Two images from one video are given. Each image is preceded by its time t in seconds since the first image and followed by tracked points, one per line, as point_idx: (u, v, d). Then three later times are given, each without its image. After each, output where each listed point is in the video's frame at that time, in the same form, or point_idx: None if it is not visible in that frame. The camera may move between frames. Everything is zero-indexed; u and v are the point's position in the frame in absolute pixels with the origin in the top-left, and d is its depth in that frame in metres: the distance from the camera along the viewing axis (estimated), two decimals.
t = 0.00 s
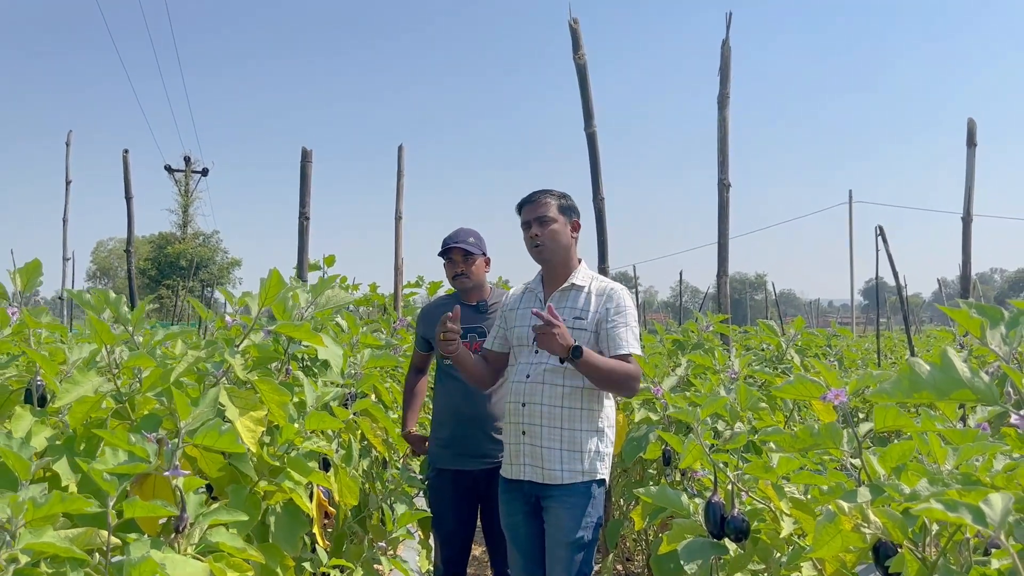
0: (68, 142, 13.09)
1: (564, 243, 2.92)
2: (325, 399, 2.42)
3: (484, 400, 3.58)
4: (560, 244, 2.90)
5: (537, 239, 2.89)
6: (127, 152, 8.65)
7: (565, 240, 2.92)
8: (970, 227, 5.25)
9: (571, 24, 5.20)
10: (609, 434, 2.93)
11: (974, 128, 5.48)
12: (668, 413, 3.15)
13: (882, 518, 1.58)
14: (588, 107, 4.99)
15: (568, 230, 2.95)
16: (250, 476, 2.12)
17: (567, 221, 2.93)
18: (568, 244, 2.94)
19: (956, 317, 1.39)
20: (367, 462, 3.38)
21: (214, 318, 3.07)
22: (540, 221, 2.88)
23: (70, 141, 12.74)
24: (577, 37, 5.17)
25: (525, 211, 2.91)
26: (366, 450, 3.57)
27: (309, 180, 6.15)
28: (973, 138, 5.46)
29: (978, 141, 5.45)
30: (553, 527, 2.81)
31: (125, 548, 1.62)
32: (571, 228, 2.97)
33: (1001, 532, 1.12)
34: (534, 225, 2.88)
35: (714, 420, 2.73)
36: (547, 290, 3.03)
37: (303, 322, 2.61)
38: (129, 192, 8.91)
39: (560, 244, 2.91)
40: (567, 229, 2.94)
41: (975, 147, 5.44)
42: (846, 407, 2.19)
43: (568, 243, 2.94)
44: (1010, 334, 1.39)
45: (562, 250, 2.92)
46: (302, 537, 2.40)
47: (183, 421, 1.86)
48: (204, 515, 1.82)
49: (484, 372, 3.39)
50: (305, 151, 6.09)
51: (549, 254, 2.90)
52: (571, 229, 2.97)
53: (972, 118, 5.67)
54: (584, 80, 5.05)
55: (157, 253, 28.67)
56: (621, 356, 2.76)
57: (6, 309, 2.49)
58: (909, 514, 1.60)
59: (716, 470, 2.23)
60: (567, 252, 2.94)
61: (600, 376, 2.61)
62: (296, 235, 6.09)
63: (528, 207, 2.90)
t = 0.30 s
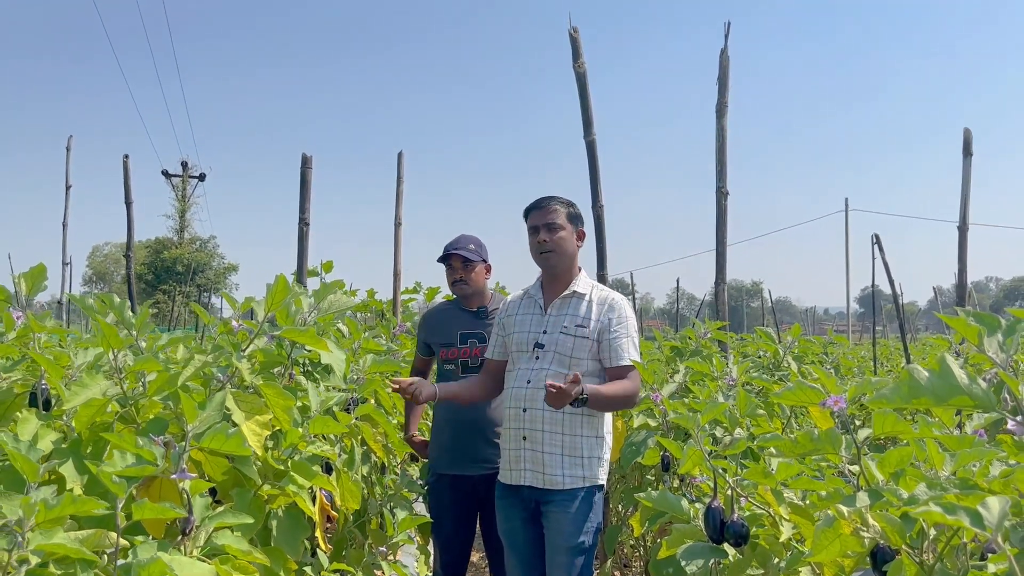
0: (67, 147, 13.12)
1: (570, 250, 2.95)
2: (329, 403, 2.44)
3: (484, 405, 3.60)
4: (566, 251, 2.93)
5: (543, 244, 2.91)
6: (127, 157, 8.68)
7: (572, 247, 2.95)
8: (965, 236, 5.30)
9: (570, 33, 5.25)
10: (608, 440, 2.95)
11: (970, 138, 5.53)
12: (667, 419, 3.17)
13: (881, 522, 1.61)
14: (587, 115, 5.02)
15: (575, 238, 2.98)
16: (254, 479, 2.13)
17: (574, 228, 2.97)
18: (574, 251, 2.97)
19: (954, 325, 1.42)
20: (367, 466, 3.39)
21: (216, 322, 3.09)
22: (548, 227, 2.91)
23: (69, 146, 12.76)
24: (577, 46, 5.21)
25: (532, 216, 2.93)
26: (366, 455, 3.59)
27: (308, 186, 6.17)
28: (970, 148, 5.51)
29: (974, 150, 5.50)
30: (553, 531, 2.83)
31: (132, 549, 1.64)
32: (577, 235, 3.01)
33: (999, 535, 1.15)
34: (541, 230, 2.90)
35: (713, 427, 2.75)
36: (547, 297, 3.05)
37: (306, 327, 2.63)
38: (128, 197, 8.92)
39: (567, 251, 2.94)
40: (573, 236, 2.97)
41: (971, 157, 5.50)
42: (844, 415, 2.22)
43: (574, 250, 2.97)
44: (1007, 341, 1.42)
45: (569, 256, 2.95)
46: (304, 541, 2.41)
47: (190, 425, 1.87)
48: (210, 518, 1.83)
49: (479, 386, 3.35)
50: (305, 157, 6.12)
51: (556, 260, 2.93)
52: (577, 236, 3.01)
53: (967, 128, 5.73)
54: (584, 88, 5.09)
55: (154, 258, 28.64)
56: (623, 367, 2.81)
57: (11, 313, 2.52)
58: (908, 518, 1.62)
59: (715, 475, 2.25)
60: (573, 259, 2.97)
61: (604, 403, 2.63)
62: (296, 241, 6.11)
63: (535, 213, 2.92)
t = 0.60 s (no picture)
0: (68, 153, 13.18)
1: (576, 259, 2.99)
2: (331, 410, 2.47)
3: (484, 412, 3.62)
4: (572, 260, 2.96)
5: (550, 250, 2.95)
6: (126, 164, 8.70)
7: (577, 256, 2.99)
8: (960, 246, 5.34)
9: (569, 44, 5.30)
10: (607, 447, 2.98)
11: (963, 149, 5.59)
12: (665, 427, 3.19)
13: (875, 529, 1.63)
14: (586, 125, 5.07)
15: (582, 247, 3.01)
16: (256, 485, 2.16)
17: (581, 238, 3.00)
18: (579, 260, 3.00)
19: (945, 336, 1.45)
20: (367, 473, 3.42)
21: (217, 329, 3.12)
22: (556, 234, 2.94)
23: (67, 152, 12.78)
24: (576, 56, 5.26)
25: (542, 221, 2.97)
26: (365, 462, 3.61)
27: (307, 194, 6.20)
28: (963, 159, 5.57)
29: (968, 162, 5.55)
30: (552, 538, 2.86)
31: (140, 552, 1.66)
32: (584, 246, 3.04)
33: (989, 541, 1.18)
34: (549, 236, 2.94)
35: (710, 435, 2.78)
36: (548, 304, 3.09)
37: (308, 334, 2.66)
38: (128, 203, 8.94)
39: (572, 260, 2.97)
40: (581, 246, 3.00)
41: (965, 168, 5.55)
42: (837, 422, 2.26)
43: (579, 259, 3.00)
44: (997, 351, 1.45)
45: (573, 265, 2.98)
46: (304, 547, 2.43)
47: (196, 431, 1.91)
48: (214, 522, 1.86)
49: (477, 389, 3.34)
50: (305, 165, 6.15)
51: (561, 267, 2.95)
52: (584, 247, 3.04)
53: (962, 139, 5.79)
54: (582, 99, 5.14)
55: (151, 264, 28.62)
56: (621, 376, 2.84)
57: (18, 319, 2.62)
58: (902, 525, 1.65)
59: (711, 483, 2.28)
60: (577, 268, 3.00)
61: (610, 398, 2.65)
62: (295, 248, 6.14)
63: (546, 219, 2.95)
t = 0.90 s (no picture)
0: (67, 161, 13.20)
1: (577, 273, 3.03)
2: (333, 421, 2.50)
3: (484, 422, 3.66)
4: (573, 272, 3.00)
5: (552, 261, 2.99)
6: (125, 173, 8.76)
7: (579, 269, 3.03)
8: (953, 258, 5.39)
9: (567, 57, 5.36)
10: (605, 458, 3.01)
11: (957, 163, 5.66)
12: (662, 437, 3.22)
13: (867, 540, 1.67)
14: (584, 137, 5.12)
15: (585, 261, 3.05)
16: (258, 496, 2.18)
17: (585, 252, 3.04)
18: (581, 273, 3.04)
19: (935, 353, 1.50)
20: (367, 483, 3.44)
21: (220, 341, 3.16)
22: (560, 246, 2.99)
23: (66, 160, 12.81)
24: (574, 70, 5.32)
25: (549, 232, 3.02)
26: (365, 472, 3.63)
27: (306, 204, 6.24)
28: (957, 172, 5.64)
29: (961, 175, 5.62)
30: (551, 548, 2.89)
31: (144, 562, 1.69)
32: (587, 260, 3.08)
33: (976, 552, 1.21)
34: (553, 247, 2.98)
35: (706, 446, 2.81)
36: (548, 315, 3.12)
37: (310, 345, 2.68)
38: (127, 212, 8.97)
39: (573, 272, 3.01)
40: (583, 260, 3.04)
41: (958, 181, 5.62)
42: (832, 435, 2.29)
43: (581, 273, 3.04)
44: (986, 367, 1.49)
45: (574, 278, 3.02)
46: (304, 557, 2.45)
47: (202, 442, 1.95)
48: (218, 532, 1.89)
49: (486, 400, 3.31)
50: (305, 175, 6.19)
51: (562, 279, 3.00)
52: (587, 261, 3.08)
53: (955, 153, 5.87)
54: (580, 111, 5.19)
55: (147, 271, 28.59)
56: (620, 388, 2.87)
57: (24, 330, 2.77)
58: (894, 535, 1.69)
59: (708, 494, 2.32)
60: (578, 281, 3.04)
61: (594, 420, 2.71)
62: (294, 258, 6.17)
63: (552, 229, 3.00)
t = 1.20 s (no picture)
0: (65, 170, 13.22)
1: (574, 283, 3.06)
2: (333, 430, 2.53)
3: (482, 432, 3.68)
4: (570, 284, 3.04)
5: (548, 274, 3.03)
6: (123, 182, 8.79)
7: (576, 279, 3.06)
8: (947, 270, 5.44)
9: (565, 69, 5.42)
10: (602, 468, 3.04)
11: (950, 175, 5.72)
12: (658, 447, 3.25)
13: (859, 549, 1.69)
14: (581, 149, 5.16)
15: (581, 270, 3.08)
16: (258, 504, 2.20)
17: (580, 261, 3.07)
18: (578, 283, 3.07)
19: (926, 366, 1.53)
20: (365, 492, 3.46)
21: (220, 351, 3.18)
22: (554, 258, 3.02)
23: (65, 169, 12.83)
24: (571, 83, 5.38)
25: (542, 245, 3.05)
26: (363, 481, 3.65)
27: (304, 214, 6.27)
28: (950, 184, 5.69)
29: (954, 187, 5.68)
30: (549, 557, 2.91)
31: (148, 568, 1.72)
32: (584, 269, 3.11)
33: (963, 559, 1.24)
34: (547, 260, 3.02)
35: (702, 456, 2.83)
36: (548, 326, 3.16)
37: (310, 355, 2.71)
38: (125, 222, 8.98)
39: (570, 283, 3.04)
40: (579, 269, 3.07)
41: (952, 194, 5.67)
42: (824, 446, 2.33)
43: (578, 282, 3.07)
44: (973, 379, 1.52)
45: (571, 288, 3.06)
46: (302, 565, 2.47)
47: (204, 450, 1.98)
48: (220, 540, 1.91)
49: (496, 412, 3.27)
50: (303, 185, 6.23)
51: (559, 290, 3.03)
52: (583, 270, 3.10)
53: (948, 166, 5.93)
54: (577, 123, 5.25)
55: (143, 280, 28.56)
56: (615, 398, 2.89)
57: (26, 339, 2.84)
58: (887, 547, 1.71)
59: (703, 503, 2.35)
60: (576, 291, 3.08)
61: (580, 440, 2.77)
62: (292, 267, 6.19)
63: (546, 242, 3.04)
